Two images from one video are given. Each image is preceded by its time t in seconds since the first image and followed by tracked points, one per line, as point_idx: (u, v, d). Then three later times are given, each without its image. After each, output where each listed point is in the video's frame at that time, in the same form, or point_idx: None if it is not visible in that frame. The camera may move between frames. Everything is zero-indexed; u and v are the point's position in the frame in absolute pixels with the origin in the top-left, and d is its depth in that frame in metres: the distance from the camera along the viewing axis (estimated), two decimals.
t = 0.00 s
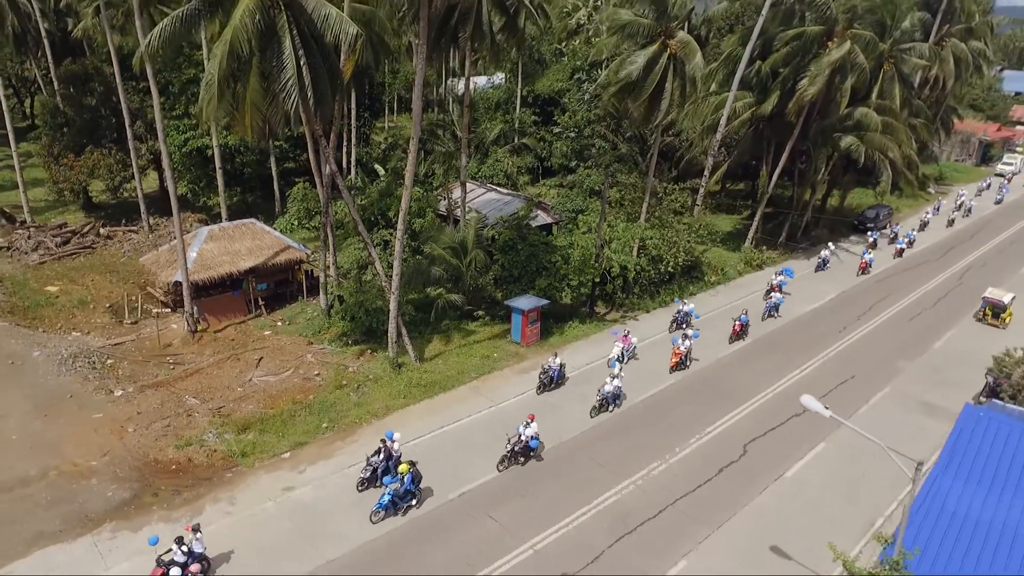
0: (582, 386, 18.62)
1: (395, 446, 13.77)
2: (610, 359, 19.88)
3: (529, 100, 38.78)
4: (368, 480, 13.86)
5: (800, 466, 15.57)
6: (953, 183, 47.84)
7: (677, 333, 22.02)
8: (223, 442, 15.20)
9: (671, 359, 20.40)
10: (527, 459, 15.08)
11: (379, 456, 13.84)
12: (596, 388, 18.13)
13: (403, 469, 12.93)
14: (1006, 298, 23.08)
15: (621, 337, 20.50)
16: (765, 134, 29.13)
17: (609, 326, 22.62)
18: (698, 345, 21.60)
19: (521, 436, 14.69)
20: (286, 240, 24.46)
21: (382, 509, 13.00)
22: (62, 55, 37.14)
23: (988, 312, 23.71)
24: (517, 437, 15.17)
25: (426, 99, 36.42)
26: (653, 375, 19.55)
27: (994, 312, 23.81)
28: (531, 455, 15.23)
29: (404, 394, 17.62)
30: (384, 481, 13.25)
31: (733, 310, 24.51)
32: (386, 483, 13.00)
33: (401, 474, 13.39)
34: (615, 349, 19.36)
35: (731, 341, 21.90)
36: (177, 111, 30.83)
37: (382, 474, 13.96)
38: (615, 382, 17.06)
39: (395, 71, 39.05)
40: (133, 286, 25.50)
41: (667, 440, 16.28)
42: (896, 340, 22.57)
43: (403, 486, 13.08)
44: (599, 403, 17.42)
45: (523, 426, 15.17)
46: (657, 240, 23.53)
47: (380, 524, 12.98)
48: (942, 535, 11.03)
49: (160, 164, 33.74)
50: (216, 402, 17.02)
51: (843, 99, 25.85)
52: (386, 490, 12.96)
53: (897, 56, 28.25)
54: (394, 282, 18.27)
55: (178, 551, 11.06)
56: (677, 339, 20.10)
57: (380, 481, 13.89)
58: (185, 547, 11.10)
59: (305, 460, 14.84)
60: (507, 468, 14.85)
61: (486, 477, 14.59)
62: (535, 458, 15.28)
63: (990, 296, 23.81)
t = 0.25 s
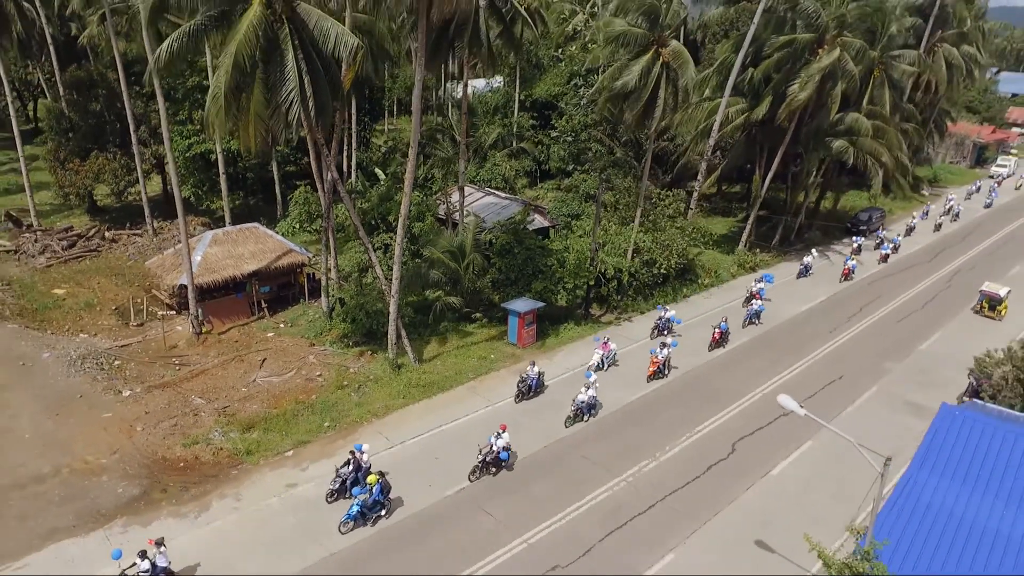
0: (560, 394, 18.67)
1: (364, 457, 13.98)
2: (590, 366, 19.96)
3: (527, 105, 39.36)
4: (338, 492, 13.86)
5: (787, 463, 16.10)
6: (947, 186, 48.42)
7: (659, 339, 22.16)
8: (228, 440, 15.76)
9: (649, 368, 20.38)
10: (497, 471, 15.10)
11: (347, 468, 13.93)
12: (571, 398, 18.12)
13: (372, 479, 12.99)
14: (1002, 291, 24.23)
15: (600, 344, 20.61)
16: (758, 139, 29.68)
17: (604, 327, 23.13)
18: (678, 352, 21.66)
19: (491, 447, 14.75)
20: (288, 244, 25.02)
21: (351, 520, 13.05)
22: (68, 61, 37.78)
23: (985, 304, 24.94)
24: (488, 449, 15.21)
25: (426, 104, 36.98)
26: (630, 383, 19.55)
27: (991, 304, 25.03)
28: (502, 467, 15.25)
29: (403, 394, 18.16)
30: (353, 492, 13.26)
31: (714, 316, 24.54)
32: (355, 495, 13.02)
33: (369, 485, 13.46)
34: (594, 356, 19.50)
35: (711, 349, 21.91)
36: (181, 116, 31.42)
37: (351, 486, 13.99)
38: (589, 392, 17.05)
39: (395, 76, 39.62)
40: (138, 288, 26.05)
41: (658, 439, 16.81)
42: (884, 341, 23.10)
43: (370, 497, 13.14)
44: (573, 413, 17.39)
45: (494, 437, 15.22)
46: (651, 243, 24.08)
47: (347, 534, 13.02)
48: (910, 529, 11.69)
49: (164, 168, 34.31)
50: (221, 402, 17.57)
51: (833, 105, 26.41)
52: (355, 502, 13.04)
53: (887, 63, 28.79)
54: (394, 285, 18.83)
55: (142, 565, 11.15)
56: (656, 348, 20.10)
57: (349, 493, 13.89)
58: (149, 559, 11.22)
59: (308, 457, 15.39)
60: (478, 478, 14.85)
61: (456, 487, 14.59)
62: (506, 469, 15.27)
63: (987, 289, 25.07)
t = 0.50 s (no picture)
0: (536, 403, 18.87)
1: (329, 471, 13.90)
2: (567, 375, 20.20)
3: (525, 110, 40.04)
4: (304, 505, 13.91)
5: (772, 462, 16.74)
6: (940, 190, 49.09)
7: (639, 348, 22.34)
8: (235, 440, 16.42)
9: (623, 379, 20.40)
10: (466, 484, 15.15)
11: (313, 482, 13.91)
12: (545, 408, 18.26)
13: (338, 493, 13.03)
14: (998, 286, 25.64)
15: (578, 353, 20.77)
16: (750, 145, 30.31)
17: (597, 330, 23.77)
18: (656, 361, 21.87)
19: (460, 461, 14.79)
20: (291, 249, 25.69)
21: (317, 533, 13.12)
22: (74, 67, 38.46)
23: (982, 298, 26.40)
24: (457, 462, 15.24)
25: (425, 110, 37.65)
26: (606, 392, 19.67)
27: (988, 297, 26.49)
28: (471, 479, 15.29)
29: (403, 395, 18.82)
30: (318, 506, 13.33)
31: (694, 325, 24.69)
32: (321, 508, 13.09)
33: (335, 498, 13.50)
34: (571, 365, 19.72)
35: (688, 357, 22.08)
36: (185, 123, 32.10)
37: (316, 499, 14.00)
38: (560, 404, 17.10)
39: (395, 82, 40.29)
40: (145, 292, 26.71)
41: (649, 439, 17.45)
42: (871, 344, 23.73)
43: (336, 511, 13.20)
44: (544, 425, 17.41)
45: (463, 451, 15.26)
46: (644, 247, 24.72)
47: (313, 547, 13.07)
48: (880, 523, 12.39)
49: (168, 173, 34.98)
50: (227, 403, 18.24)
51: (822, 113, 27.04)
52: (320, 516, 13.07)
53: (876, 70, 29.43)
54: (393, 290, 19.49)
55: None
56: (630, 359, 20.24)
57: (315, 506, 13.93)
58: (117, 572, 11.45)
59: (312, 456, 16.03)
60: (448, 491, 14.89)
61: (426, 501, 14.65)
62: (476, 481, 15.36)
63: (984, 284, 26.54)
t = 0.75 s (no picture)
0: (514, 411, 19.02)
1: (299, 482, 14.03)
2: (547, 382, 20.36)
3: (523, 115, 40.65)
4: (274, 517, 14.00)
5: (759, 461, 17.32)
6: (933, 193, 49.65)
7: (621, 355, 22.53)
8: (240, 440, 17.02)
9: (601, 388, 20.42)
10: (438, 494, 15.24)
11: (283, 493, 14.02)
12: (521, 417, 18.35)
13: (309, 504, 13.21)
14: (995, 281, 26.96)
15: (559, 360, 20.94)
16: (743, 150, 30.93)
17: (593, 333, 24.39)
18: (636, 368, 22.00)
19: (431, 472, 14.87)
20: (293, 253, 26.31)
21: (288, 543, 13.25)
22: (79, 73, 39.11)
23: (979, 294, 27.76)
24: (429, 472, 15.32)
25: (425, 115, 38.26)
26: (583, 401, 19.79)
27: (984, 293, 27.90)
28: (443, 489, 15.39)
29: (403, 395, 19.43)
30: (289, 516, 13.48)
31: (676, 332, 24.79)
32: (292, 518, 13.24)
33: (307, 508, 13.66)
34: (550, 373, 19.92)
35: (667, 365, 22.17)
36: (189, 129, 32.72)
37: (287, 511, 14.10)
38: (535, 414, 17.17)
39: (395, 87, 40.91)
40: (150, 295, 27.30)
41: (640, 438, 18.01)
42: (860, 346, 24.32)
43: (308, 521, 13.39)
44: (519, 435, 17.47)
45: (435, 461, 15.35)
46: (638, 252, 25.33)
47: (285, 557, 13.21)
48: (857, 519, 12.88)
49: (172, 177, 35.58)
50: (232, 404, 18.85)
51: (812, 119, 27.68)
52: (291, 526, 13.22)
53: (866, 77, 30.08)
54: (393, 294, 20.11)
55: None
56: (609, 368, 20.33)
57: (285, 518, 14.03)
58: None
59: (314, 455, 16.63)
60: (421, 502, 14.96)
61: (398, 511, 14.74)
62: (449, 492, 15.44)
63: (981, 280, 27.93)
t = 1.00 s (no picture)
0: (490, 419, 19.20)
1: (267, 493, 14.21)
2: (524, 391, 20.54)
3: (520, 120, 41.38)
4: (242, 526, 14.15)
5: (744, 458, 18.03)
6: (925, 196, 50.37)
7: (599, 363, 22.72)
8: (247, 438, 17.74)
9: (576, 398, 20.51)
10: (407, 504, 15.34)
11: (251, 504, 14.19)
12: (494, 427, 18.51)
13: (277, 514, 13.39)
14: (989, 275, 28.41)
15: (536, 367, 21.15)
16: (735, 156, 31.67)
17: (587, 334, 25.13)
18: (612, 376, 22.09)
19: (399, 483, 14.98)
20: (296, 257, 27.04)
21: (256, 552, 13.41)
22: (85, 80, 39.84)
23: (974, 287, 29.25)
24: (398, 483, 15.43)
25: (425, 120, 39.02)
26: (556, 410, 19.89)
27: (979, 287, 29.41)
28: (412, 500, 15.49)
29: (402, 395, 20.16)
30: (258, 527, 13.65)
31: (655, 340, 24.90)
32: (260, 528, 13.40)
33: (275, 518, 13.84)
34: (527, 381, 20.15)
35: (643, 374, 22.24)
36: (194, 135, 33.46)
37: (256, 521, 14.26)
38: (505, 424, 17.29)
39: (395, 93, 41.68)
40: (156, 298, 28.01)
41: (631, 436, 18.71)
42: (847, 347, 25.04)
43: (277, 530, 13.56)
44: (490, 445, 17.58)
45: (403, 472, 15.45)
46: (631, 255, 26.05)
47: (254, 566, 13.38)
48: (831, 513, 13.58)
49: (176, 182, 36.30)
50: (238, 403, 19.58)
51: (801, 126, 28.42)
52: (259, 536, 13.39)
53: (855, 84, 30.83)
54: (393, 297, 20.84)
55: None
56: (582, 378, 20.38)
57: (254, 527, 14.18)
58: None
59: (318, 452, 17.35)
60: (388, 513, 15.05)
61: (365, 521, 14.88)
62: (417, 502, 15.54)
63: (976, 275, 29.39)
